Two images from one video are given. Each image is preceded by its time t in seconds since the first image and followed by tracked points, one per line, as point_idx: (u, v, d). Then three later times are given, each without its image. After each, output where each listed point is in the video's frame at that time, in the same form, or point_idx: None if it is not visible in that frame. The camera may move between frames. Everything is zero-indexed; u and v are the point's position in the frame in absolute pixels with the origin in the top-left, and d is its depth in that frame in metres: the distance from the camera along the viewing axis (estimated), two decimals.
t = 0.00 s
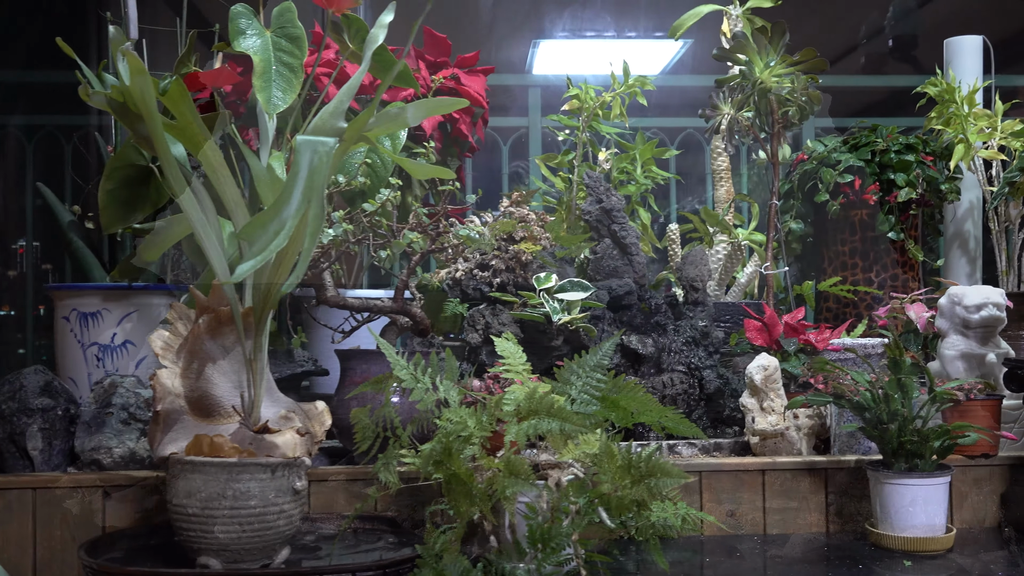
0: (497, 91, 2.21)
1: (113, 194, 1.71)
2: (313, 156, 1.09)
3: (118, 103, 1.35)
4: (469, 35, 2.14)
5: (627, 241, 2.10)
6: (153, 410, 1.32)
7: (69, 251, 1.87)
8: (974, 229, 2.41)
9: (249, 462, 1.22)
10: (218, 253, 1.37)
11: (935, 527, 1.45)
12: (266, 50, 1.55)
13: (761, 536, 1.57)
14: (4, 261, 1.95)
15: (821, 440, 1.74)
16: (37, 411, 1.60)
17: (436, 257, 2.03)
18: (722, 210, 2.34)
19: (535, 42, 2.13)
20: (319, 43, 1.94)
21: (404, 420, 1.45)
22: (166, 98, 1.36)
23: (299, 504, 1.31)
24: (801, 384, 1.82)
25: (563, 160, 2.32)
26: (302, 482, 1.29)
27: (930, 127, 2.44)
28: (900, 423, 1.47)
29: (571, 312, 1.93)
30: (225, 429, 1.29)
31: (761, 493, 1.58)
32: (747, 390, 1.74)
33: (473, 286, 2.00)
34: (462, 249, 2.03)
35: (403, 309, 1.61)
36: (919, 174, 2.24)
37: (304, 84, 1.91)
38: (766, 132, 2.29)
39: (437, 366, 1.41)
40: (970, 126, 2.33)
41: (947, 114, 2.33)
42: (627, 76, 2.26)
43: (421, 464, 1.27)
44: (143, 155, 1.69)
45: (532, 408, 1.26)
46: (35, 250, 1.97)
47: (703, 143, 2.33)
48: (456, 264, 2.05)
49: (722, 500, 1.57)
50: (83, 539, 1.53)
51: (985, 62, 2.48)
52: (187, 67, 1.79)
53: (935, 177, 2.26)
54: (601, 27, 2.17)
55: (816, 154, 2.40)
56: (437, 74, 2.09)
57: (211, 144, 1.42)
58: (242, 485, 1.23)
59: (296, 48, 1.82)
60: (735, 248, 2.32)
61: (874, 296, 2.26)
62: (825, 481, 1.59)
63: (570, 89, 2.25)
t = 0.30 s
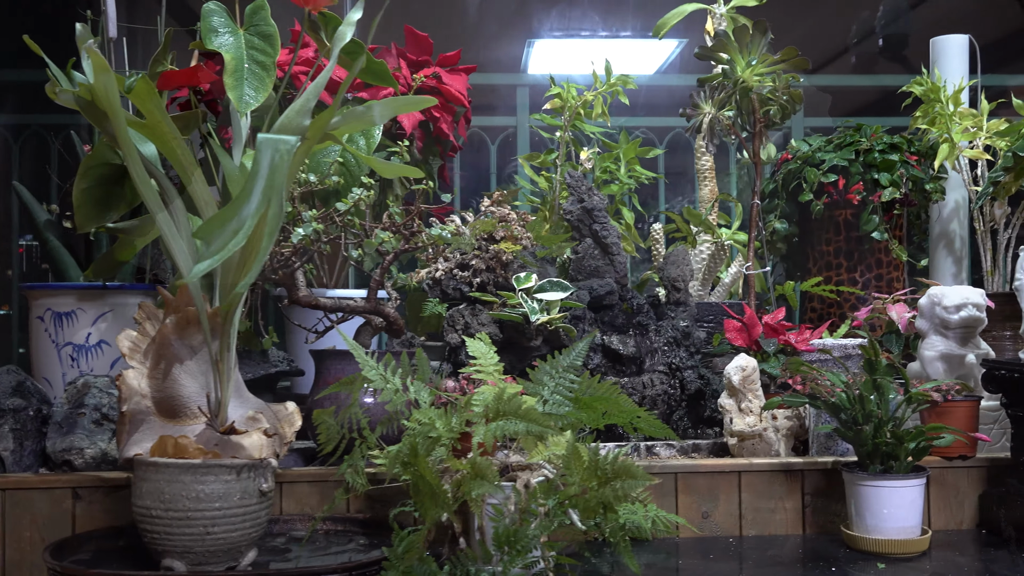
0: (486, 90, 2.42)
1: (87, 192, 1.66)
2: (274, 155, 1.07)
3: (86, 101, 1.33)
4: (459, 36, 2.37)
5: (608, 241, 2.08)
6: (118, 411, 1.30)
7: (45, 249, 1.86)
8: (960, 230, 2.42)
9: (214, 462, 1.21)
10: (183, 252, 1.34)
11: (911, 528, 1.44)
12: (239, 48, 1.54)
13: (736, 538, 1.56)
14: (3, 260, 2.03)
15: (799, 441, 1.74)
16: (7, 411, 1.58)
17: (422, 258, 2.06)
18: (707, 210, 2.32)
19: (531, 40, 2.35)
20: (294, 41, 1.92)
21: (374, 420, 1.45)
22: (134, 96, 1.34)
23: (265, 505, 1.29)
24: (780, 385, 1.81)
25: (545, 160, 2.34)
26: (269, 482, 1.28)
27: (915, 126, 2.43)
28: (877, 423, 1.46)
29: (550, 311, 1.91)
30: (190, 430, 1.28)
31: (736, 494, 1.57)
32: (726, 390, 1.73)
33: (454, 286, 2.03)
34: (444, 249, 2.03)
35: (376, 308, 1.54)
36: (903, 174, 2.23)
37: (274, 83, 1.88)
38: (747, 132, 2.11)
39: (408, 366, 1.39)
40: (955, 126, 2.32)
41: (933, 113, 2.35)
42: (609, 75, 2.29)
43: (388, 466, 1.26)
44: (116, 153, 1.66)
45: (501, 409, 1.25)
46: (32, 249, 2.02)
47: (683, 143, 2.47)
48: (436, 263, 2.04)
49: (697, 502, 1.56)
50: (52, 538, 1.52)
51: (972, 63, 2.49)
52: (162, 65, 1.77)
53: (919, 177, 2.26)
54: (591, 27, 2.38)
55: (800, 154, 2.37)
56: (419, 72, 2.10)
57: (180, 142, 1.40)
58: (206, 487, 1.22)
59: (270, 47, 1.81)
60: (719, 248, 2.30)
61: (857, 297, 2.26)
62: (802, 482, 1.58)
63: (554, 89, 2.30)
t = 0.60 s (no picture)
0: (472, 88, 2.71)
1: (57, 191, 1.65)
2: (228, 154, 1.05)
3: (48, 99, 1.32)
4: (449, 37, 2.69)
5: (586, 241, 2.07)
6: (79, 413, 1.28)
7: (17, 249, 1.85)
8: (942, 229, 2.41)
9: (173, 464, 1.20)
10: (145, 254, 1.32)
11: (880, 530, 1.43)
12: (207, 47, 1.53)
13: (708, 540, 1.55)
14: None
15: (774, 442, 1.73)
16: None
17: (398, 258, 2.05)
18: (687, 210, 2.31)
19: (520, 42, 2.68)
20: (268, 40, 1.91)
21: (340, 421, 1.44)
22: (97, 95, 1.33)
23: (227, 508, 1.27)
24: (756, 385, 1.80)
25: (524, 159, 2.31)
26: (230, 484, 1.27)
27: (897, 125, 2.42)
28: (847, 424, 1.45)
29: (525, 311, 1.90)
30: (152, 432, 1.27)
31: (708, 496, 1.56)
32: (699, 391, 1.72)
33: (430, 286, 2.02)
34: (421, 249, 2.03)
35: (343, 309, 1.52)
36: (883, 173, 2.24)
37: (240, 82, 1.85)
38: (726, 130, 2.04)
39: (373, 368, 1.38)
40: (936, 125, 2.31)
41: (915, 112, 2.34)
42: (587, 74, 2.25)
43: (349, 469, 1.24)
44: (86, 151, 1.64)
45: (463, 410, 1.24)
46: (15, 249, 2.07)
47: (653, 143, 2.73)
48: (413, 263, 2.04)
49: (668, 504, 1.55)
50: (18, 541, 1.51)
51: (953, 63, 2.50)
52: (134, 64, 1.76)
53: (899, 177, 2.25)
54: (571, 26, 2.69)
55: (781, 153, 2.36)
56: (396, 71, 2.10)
57: (145, 143, 1.40)
58: (165, 489, 1.20)
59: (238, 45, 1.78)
60: (699, 248, 2.30)
61: (838, 296, 2.25)
62: (774, 484, 1.57)
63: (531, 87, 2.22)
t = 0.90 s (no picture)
0: (459, 89, 2.72)
1: (32, 191, 1.64)
2: (188, 153, 1.05)
3: (15, 98, 1.31)
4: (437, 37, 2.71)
5: (567, 241, 2.06)
6: (45, 414, 1.27)
7: None
8: (928, 229, 2.40)
9: (139, 465, 1.19)
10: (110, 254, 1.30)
11: (855, 532, 1.42)
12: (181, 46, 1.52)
13: (684, 541, 1.54)
14: None
15: (753, 443, 1.72)
16: None
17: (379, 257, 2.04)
18: (671, 211, 2.31)
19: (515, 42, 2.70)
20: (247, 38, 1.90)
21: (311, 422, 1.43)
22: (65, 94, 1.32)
23: (194, 509, 1.26)
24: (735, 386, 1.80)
25: (507, 160, 2.31)
26: (198, 486, 1.25)
27: (882, 125, 2.41)
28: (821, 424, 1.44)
29: (504, 311, 1.89)
30: (118, 432, 1.26)
31: (684, 497, 1.56)
32: (677, 391, 1.71)
33: (410, 286, 2.02)
34: (401, 248, 2.02)
35: (316, 309, 1.51)
36: (867, 173, 2.23)
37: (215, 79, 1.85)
38: (707, 129, 2.03)
39: (343, 369, 1.37)
40: (921, 124, 2.30)
41: (900, 111, 2.33)
42: (569, 74, 2.23)
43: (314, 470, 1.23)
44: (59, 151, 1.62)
45: (431, 411, 1.23)
46: None
47: (637, 142, 2.70)
48: (394, 263, 2.04)
49: (644, 505, 1.55)
50: None
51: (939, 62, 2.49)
52: (109, 63, 1.75)
53: (882, 177, 2.25)
54: (559, 25, 2.72)
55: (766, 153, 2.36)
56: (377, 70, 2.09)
57: (115, 143, 1.38)
58: (129, 490, 1.19)
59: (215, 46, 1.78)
60: (683, 248, 2.30)
61: (821, 296, 2.24)
62: (750, 485, 1.56)
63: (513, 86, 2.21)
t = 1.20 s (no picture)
0: (449, 89, 2.72)
1: (10, 191, 1.62)
2: (154, 153, 1.04)
3: None
4: (427, 37, 2.71)
5: (552, 241, 2.05)
6: (17, 415, 1.26)
7: None
8: (917, 229, 2.39)
9: (110, 467, 1.18)
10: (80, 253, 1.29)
11: (834, 534, 1.41)
12: (158, 45, 1.52)
13: (664, 543, 1.54)
14: None
15: (735, 444, 1.72)
16: None
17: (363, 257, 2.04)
18: (657, 211, 2.30)
19: (511, 42, 2.71)
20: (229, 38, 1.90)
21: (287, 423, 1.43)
22: (38, 94, 1.31)
23: (166, 511, 1.26)
24: (718, 386, 1.79)
25: (494, 159, 2.30)
26: (170, 488, 1.25)
27: (870, 124, 2.40)
28: (800, 426, 1.44)
29: (486, 311, 1.89)
30: (90, 434, 1.26)
31: (664, 498, 1.55)
32: (658, 392, 1.70)
33: (394, 286, 2.01)
34: (385, 249, 2.01)
35: (293, 310, 1.51)
36: (853, 173, 2.22)
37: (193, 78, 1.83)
38: (692, 129, 2.02)
39: (319, 369, 1.37)
40: (908, 124, 2.29)
41: (888, 111, 2.32)
42: (555, 74, 2.22)
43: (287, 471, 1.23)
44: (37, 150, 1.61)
45: (404, 412, 1.23)
46: None
47: (627, 142, 2.69)
48: (378, 264, 2.03)
49: (623, 506, 1.54)
50: None
51: (928, 61, 2.48)
52: (90, 62, 1.75)
53: (869, 177, 2.24)
54: (553, 25, 2.73)
55: (753, 153, 2.35)
56: (361, 69, 2.09)
57: (90, 143, 1.37)
58: (99, 492, 1.18)
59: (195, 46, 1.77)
60: (669, 248, 2.29)
61: (808, 296, 2.23)
62: (730, 486, 1.55)
63: (497, 86, 2.21)
